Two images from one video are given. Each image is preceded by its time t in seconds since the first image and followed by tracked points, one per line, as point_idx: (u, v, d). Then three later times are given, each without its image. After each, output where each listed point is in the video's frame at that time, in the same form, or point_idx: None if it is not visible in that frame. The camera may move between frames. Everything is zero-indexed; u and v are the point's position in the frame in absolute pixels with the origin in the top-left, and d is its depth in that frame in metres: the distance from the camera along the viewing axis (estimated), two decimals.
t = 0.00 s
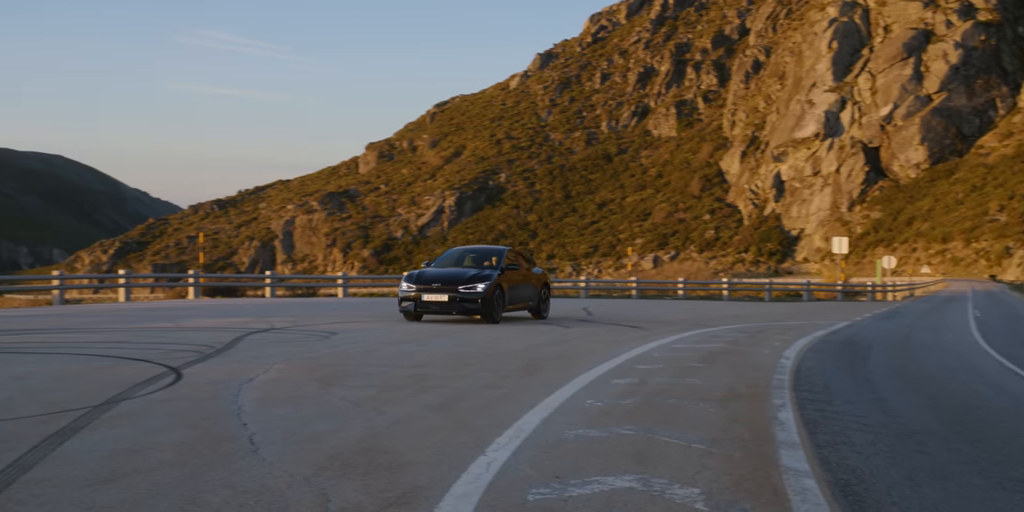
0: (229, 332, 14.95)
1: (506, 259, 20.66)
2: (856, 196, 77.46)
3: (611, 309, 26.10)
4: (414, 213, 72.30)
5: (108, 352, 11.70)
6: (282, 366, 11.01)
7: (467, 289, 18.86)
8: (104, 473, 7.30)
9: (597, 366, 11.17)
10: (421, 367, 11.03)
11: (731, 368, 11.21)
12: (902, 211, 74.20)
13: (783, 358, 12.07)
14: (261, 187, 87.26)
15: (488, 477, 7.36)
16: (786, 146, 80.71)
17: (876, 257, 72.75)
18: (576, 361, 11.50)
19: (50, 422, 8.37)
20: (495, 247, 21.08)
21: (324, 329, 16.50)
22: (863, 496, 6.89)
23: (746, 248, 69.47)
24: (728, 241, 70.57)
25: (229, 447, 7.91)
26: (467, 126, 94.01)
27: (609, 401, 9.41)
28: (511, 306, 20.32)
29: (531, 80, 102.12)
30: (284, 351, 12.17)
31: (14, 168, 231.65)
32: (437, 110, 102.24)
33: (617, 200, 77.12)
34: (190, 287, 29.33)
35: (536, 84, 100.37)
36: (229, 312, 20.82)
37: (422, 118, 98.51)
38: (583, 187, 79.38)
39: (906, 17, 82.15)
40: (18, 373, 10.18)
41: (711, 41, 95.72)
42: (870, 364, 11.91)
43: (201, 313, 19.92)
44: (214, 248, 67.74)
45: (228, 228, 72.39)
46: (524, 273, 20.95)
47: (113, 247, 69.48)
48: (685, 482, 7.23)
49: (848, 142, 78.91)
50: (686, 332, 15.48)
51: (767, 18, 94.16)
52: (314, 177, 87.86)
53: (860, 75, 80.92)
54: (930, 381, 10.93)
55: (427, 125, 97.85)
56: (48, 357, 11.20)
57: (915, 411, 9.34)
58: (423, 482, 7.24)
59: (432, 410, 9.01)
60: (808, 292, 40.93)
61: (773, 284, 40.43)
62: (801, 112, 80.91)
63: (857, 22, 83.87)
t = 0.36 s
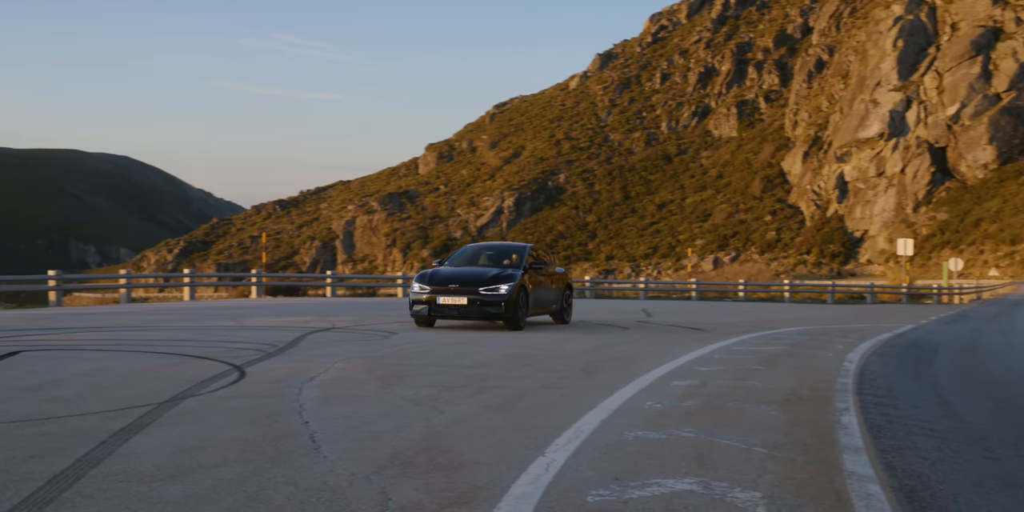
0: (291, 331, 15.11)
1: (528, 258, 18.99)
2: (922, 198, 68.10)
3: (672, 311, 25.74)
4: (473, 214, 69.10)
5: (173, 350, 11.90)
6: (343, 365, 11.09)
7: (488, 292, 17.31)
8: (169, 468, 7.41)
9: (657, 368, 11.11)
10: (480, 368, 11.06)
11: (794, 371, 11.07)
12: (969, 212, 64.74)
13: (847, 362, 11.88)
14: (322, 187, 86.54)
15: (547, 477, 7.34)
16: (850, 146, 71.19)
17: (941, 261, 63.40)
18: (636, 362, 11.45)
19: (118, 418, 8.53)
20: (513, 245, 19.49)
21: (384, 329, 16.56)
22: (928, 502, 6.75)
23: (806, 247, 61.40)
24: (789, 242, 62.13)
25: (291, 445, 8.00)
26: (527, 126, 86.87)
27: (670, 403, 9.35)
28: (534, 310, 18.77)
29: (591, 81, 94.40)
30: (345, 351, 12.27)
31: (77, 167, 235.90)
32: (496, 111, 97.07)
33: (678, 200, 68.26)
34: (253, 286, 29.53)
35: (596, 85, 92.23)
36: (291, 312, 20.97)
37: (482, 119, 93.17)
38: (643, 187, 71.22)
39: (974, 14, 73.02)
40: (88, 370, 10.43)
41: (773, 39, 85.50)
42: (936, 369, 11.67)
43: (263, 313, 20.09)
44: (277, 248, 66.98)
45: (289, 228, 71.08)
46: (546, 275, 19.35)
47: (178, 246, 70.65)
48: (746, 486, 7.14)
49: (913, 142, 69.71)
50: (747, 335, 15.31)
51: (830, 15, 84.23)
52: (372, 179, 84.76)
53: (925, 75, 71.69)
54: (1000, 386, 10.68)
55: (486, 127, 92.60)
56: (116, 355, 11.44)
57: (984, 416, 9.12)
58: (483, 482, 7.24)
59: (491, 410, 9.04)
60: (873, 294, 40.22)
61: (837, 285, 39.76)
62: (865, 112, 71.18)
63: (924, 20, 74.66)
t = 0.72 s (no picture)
0: (338, 331, 15.23)
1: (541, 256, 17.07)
2: (975, 198, 64.92)
3: (720, 312, 25.56)
4: (520, 214, 67.51)
5: (222, 348, 12.04)
6: (389, 365, 11.12)
7: (503, 295, 15.37)
8: (219, 465, 7.48)
9: (703, 369, 11.06)
10: (526, 367, 11.07)
11: (843, 373, 10.97)
12: None
13: (896, 364, 11.77)
14: (369, 187, 86.98)
15: (593, 479, 7.32)
16: (901, 146, 69.65)
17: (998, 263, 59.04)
18: (683, 364, 11.41)
19: (169, 416, 8.65)
20: (525, 241, 17.57)
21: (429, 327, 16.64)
22: (982, 508, 6.63)
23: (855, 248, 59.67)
24: (838, 243, 60.64)
25: (339, 443, 8.05)
26: (572, 126, 84.99)
27: (716, 404, 9.30)
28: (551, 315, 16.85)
29: (639, 82, 90.89)
30: (391, 350, 12.34)
31: (124, 167, 239.39)
32: (543, 112, 95.13)
33: (725, 202, 66.40)
34: (300, 285, 29.80)
35: (643, 85, 89.04)
36: (338, 311, 21.14)
37: (528, 119, 91.91)
38: (689, 188, 68.74)
39: None
40: (139, 367, 10.57)
41: (823, 38, 82.55)
42: (988, 372, 11.50)
43: (311, 312, 20.29)
44: (325, 248, 67.32)
45: (336, 229, 71.38)
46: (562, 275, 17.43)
47: (227, 246, 71.48)
48: (795, 489, 7.06)
49: (967, 142, 67.34)
50: (795, 336, 15.22)
51: (882, 13, 81.47)
52: (419, 180, 84.49)
53: (980, 73, 69.55)
54: None
55: (533, 127, 91.07)
56: (166, 353, 11.58)
57: None
58: (529, 482, 7.24)
59: (537, 410, 9.05)
60: (923, 298, 40.02)
61: (886, 287, 39.69)
62: (916, 111, 69.70)
63: (978, 17, 72.77)
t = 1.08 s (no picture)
0: (374, 331, 15.29)
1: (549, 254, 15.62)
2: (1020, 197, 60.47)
3: (756, 313, 25.39)
4: (556, 214, 66.51)
5: (260, 347, 12.14)
6: (424, 364, 11.14)
7: (509, 300, 13.87)
8: (259, 463, 7.53)
9: (740, 370, 11.00)
10: (562, 368, 11.06)
11: (883, 375, 10.85)
12: None
13: (937, 366, 11.61)
14: (405, 187, 87.37)
15: (630, 479, 7.29)
16: (942, 146, 65.40)
17: None
18: (720, 364, 11.35)
19: (207, 415, 8.71)
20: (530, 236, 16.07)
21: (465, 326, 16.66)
22: None
23: (895, 249, 57.28)
24: (878, 244, 58.37)
25: (376, 442, 8.07)
26: (609, 126, 83.89)
27: (754, 405, 9.24)
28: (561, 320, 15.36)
29: (674, 80, 89.64)
30: (428, 350, 12.37)
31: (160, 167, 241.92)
32: (579, 112, 93.63)
33: (762, 201, 64.73)
34: (338, 283, 29.97)
35: (680, 85, 87.50)
36: (376, 310, 21.22)
37: (565, 119, 90.54)
38: (728, 187, 67.46)
39: None
40: (179, 365, 10.69)
41: (861, 37, 80.51)
42: None
43: (349, 311, 20.39)
44: (362, 247, 67.63)
45: (374, 229, 71.59)
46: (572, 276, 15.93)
47: (266, 245, 72.12)
48: (833, 491, 6.99)
49: (1010, 140, 62.26)
50: (836, 338, 15.07)
51: (923, 11, 78.76)
52: (456, 179, 84.53)
53: None
54: None
55: (569, 127, 89.52)
56: (204, 351, 11.69)
57: None
58: (565, 482, 7.22)
59: (573, 410, 9.04)
60: (964, 297, 39.61)
61: (927, 288, 39.34)
62: (957, 110, 65.58)
63: None
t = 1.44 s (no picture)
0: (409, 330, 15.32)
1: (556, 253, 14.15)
2: None
3: (793, 313, 25.21)
4: (591, 214, 65.87)
5: (298, 346, 12.21)
6: (460, 364, 11.16)
7: (509, 303, 12.44)
8: (296, 460, 7.57)
9: (777, 371, 10.92)
10: (598, 369, 11.03)
11: (922, 377, 10.72)
12: None
13: (978, 368, 11.48)
14: (440, 186, 87.69)
15: (667, 480, 7.26)
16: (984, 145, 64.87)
17: None
18: (757, 366, 11.28)
19: (245, 412, 8.77)
20: (535, 231, 14.61)
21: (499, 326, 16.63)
22: None
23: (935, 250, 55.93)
24: (917, 243, 57.01)
25: (411, 441, 8.10)
26: (644, 126, 82.92)
27: (792, 407, 9.17)
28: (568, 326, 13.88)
29: (712, 80, 87.43)
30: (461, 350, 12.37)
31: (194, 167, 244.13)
32: (614, 112, 92.43)
33: (799, 201, 63.54)
34: (374, 283, 30.06)
35: (716, 84, 85.74)
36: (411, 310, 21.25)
37: (600, 119, 89.58)
38: (763, 187, 66.15)
39: None
40: (217, 363, 10.77)
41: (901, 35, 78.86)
42: None
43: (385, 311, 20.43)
44: (398, 247, 67.71)
45: (409, 228, 71.58)
46: (580, 277, 14.46)
47: (302, 245, 72.42)
48: (872, 494, 6.91)
49: None
50: (874, 339, 14.91)
51: (964, 9, 77.36)
52: (491, 179, 84.48)
53: None
54: None
55: (603, 126, 88.36)
56: (242, 349, 11.80)
57: None
58: (601, 482, 7.20)
59: (609, 410, 9.02)
60: (1006, 298, 38.95)
61: (967, 290, 38.90)
62: (1000, 109, 64.84)
63: None
